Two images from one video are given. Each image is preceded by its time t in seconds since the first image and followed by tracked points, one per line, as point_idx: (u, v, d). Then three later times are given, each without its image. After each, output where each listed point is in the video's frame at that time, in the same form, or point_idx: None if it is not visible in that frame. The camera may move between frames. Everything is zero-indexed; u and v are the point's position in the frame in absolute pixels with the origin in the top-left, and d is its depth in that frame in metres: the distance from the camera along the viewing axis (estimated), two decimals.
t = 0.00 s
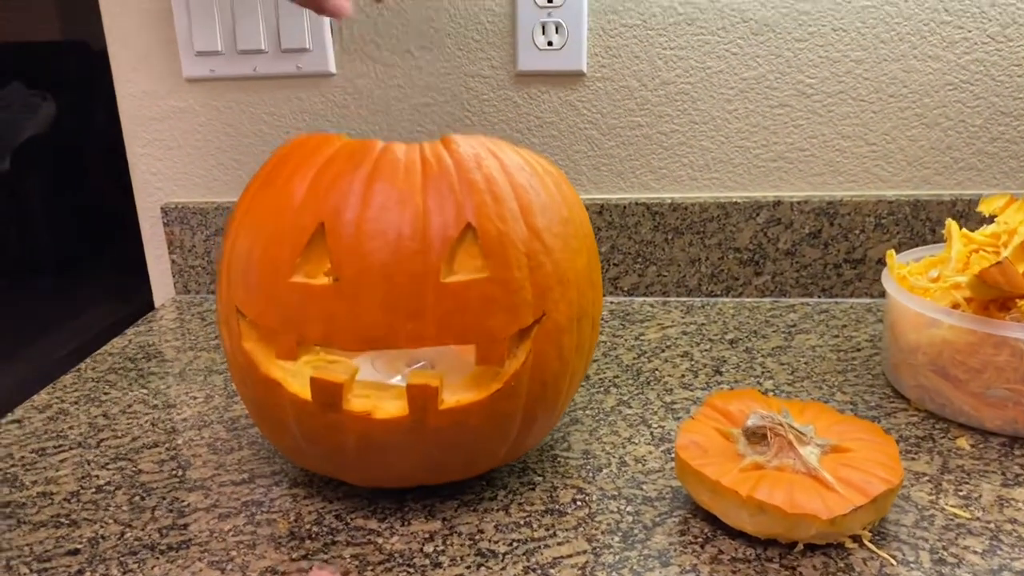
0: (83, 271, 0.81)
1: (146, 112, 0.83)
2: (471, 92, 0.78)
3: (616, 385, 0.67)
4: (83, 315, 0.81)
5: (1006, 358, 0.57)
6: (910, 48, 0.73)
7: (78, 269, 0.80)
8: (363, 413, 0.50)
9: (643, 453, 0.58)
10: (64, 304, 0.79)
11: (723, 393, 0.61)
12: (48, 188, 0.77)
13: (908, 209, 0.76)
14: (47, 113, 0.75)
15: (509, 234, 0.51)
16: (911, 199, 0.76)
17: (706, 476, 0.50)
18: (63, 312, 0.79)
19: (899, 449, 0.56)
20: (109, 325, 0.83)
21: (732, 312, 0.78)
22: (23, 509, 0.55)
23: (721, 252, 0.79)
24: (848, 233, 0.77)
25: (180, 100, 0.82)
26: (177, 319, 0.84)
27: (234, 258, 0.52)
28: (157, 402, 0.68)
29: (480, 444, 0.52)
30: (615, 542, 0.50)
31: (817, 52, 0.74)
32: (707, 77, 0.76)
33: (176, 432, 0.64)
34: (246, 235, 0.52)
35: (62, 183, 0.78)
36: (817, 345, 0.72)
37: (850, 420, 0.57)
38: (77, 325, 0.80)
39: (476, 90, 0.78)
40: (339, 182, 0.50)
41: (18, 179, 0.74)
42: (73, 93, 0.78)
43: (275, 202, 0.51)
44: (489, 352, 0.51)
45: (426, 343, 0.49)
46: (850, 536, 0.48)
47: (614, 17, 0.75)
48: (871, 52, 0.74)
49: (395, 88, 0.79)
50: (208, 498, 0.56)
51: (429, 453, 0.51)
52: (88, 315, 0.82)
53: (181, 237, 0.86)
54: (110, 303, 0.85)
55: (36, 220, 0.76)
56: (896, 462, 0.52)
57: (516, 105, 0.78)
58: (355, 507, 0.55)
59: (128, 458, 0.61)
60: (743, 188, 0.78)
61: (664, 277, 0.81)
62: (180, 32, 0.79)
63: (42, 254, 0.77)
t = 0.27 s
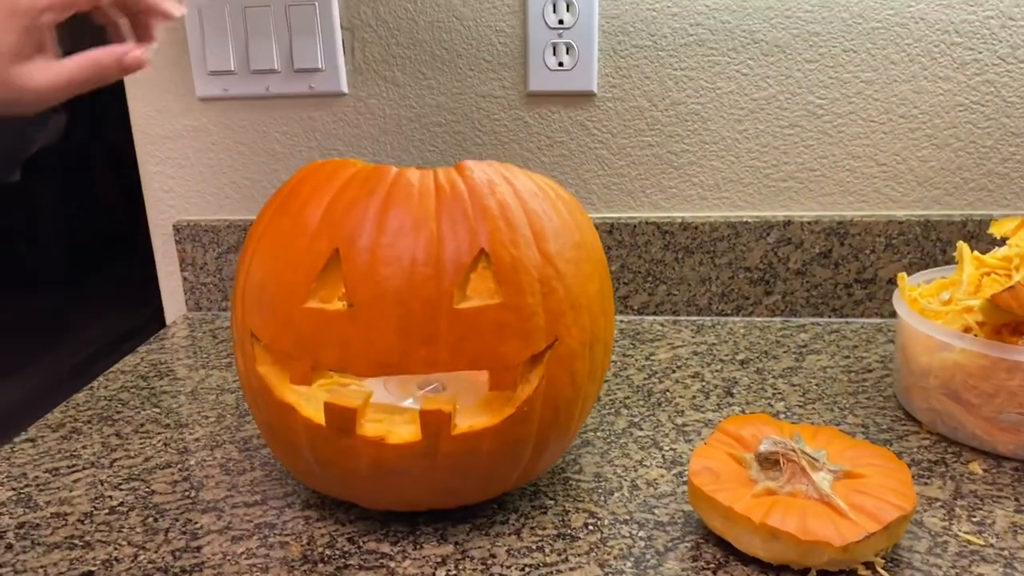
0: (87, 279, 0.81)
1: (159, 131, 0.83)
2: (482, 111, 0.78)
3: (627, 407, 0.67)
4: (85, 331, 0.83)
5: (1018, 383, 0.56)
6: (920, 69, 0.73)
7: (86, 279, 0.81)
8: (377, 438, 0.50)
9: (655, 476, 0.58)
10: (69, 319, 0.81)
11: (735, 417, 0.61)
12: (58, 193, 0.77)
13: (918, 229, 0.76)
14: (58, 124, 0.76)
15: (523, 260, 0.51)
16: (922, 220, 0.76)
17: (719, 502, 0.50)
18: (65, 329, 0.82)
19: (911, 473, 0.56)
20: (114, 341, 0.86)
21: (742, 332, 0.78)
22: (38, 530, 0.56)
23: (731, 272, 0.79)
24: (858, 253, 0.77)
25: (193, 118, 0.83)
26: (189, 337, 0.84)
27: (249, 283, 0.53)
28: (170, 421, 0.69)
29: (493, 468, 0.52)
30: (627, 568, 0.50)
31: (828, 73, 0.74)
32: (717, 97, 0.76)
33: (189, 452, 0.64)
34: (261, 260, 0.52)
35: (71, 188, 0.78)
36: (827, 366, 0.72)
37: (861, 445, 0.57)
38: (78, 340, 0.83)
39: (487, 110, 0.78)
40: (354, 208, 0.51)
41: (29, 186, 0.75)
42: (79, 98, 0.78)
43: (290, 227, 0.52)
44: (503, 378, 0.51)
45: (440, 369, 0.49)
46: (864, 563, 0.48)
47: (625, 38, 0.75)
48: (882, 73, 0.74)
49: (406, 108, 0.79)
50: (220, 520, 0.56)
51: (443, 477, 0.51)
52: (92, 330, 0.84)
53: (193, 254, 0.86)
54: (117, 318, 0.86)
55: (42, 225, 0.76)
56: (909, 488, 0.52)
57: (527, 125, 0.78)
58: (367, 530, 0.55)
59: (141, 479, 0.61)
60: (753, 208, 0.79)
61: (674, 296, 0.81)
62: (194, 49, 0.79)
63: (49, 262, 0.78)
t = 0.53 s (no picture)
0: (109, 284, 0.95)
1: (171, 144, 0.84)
2: (491, 125, 0.79)
3: (635, 422, 0.67)
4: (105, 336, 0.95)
5: None
6: (930, 84, 0.73)
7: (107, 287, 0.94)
8: (385, 454, 0.50)
9: (663, 493, 0.58)
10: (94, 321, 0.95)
11: (745, 433, 0.61)
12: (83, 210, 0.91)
13: (928, 244, 0.76)
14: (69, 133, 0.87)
15: (531, 277, 0.51)
16: (932, 234, 0.76)
17: (728, 520, 0.50)
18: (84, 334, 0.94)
19: (921, 491, 0.56)
20: (124, 349, 0.95)
21: (751, 346, 0.78)
22: (48, 543, 0.56)
23: (740, 286, 0.79)
24: (867, 267, 0.77)
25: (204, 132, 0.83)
26: (200, 349, 0.85)
27: (259, 298, 0.53)
28: (180, 434, 0.69)
29: (501, 484, 0.52)
30: None
31: (837, 88, 0.74)
32: (726, 112, 0.76)
33: (198, 465, 0.65)
34: (271, 276, 0.53)
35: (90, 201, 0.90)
36: (837, 382, 0.72)
37: (871, 463, 0.56)
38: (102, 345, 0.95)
39: (496, 124, 0.79)
40: (363, 225, 0.51)
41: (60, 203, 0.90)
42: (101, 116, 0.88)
43: (300, 244, 0.52)
44: (511, 395, 0.51)
45: (448, 385, 0.50)
46: None
47: (633, 53, 0.76)
48: (891, 88, 0.74)
49: (416, 123, 0.80)
50: (229, 534, 0.56)
51: (451, 494, 0.52)
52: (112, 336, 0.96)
53: (204, 266, 0.87)
54: (129, 327, 0.96)
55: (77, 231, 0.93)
56: (919, 507, 0.51)
57: (535, 140, 0.79)
58: (375, 546, 0.55)
59: (151, 492, 0.62)
60: (763, 222, 0.79)
61: (682, 310, 0.81)
62: (205, 65, 0.80)
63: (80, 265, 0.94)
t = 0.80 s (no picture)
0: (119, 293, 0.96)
1: (188, 158, 0.85)
2: (505, 140, 0.79)
3: (649, 437, 0.67)
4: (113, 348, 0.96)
5: None
6: (944, 100, 0.74)
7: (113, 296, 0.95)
8: (402, 470, 0.51)
9: (678, 509, 0.58)
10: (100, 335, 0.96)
11: (760, 450, 0.61)
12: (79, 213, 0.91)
13: (942, 259, 0.76)
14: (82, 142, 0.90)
15: (548, 295, 0.51)
16: (946, 250, 0.76)
17: (744, 537, 0.51)
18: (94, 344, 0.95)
19: (936, 509, 0.55)
20: (137, 358, 0.96)
21: (765, 361, 0.78)
22: (68, 556, 0.56)
23: (754, 300, 0.79)
24: (881, 282, 0.77)
25: (221, 145, 0.84)
26: (216, 362, 0.86)
27: (278, 314, 0.54)
28: (196, 447, 0.70)
29: (517, 501, 0.52)
30: None
31: (850, 103, 0.75)
32: (739, 127, 0.76)
33: (215, 478, 0.65)
34: (291, 292, 0.53)
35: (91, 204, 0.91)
36: (851, 398, 0.72)
37: (886, 480, 0.56)
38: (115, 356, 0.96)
39: (510, 139, 0.79)
40: (382, 243, 0.52)
41: (55, 208, 0.91)
42: (106, 122, 0.89)
43: (319, 261, 0.53)
44: (528, 412, 0.51)
45: (465, 402, 0.50)
46: None
47: (647, 69, 0.76)
48: (905, 104, 0.74)
49: (430, 137, 0.80)
50: (246, 547, 0.57)
51: (467, 510, 0.52)
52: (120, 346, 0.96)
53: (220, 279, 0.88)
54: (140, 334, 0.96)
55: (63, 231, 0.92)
56: (935, 525, 0.51)
57: (549, 154, 0.79)
58: (391, 561, 0.55)
59: (168, 505, 0.62)
60: (776, 237, 0.79)
61: (696, 324, 0.81)
62: (223, 81, 0.81)
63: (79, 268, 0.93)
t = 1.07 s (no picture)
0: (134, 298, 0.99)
1: (208, 170, 0.86)
2: (523, 153, 0.80)
3: (669, 452, 0.68)
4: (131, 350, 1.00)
5: None
6: (964, 114, 0.74)
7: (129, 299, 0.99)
8: (427, 486, 0.51)
9: (699, 525, 0.58)
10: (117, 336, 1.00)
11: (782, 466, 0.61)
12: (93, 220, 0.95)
13: (961, 274, 0.76)
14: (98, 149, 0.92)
15: (572, 312, 0.52)
16: (965, 265, 0.76)
17: (767, 555, 0.51)
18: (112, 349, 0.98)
19: (959, 527, 0.55)
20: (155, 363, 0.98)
21: (783, 375, 0.78)
22: (92, 567, 0.57)
23: (772, 314, 0.80)
24: (900, 297, 0.77)
25: (241, 158, 0.85)
26: (235, 374, 0.88)
27: (304, 331, 0.54)
28: (217, 459, 0.71)
29: (540, 517, 0.52)
30: None
31: (870, 118, 0.75)
32: (758, 141, 0.77)
33: (236, 490, 0.66)
34: (317, 309, 0.54)
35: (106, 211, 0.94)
36: (870, 413, 0.72)
37: (908, 498, 0.56)
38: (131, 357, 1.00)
39: (529, 152, 0.80)
40: (407, 260, 0.52)
41: (70, 215, 0.95)
42: (120, 129, 0.91)
43: (345, 277, 0.53)
44: (552, 429, 0.52)
45: (490, 419, 0.50)
46: None
47: (666, 83, 0.76)
48: (924, 118, 0.74)
49: (449, 150, 0.81)
50: (269, 561, 0.57)
51: (491, 526, 0.52)
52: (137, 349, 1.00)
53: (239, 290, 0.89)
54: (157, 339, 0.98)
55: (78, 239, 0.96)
56: (958, 544, 0.51)
57: (568, 167, 0.80)
58: None
59: (191, 517, 0.62)
60: (794, 251, 0.79)
61: (714, 337, 0.81)
62: (244, 94, 0.82)
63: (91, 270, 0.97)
